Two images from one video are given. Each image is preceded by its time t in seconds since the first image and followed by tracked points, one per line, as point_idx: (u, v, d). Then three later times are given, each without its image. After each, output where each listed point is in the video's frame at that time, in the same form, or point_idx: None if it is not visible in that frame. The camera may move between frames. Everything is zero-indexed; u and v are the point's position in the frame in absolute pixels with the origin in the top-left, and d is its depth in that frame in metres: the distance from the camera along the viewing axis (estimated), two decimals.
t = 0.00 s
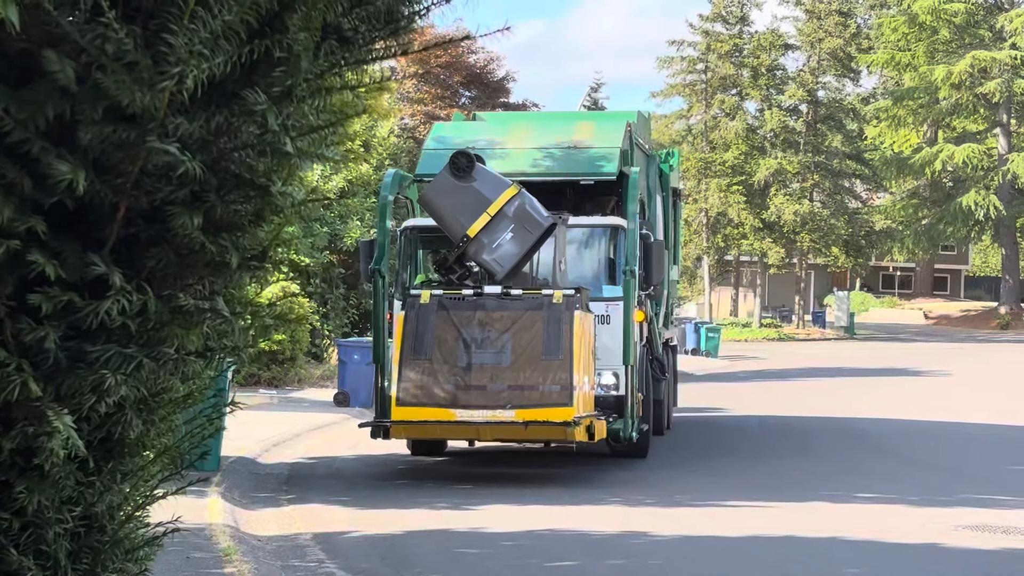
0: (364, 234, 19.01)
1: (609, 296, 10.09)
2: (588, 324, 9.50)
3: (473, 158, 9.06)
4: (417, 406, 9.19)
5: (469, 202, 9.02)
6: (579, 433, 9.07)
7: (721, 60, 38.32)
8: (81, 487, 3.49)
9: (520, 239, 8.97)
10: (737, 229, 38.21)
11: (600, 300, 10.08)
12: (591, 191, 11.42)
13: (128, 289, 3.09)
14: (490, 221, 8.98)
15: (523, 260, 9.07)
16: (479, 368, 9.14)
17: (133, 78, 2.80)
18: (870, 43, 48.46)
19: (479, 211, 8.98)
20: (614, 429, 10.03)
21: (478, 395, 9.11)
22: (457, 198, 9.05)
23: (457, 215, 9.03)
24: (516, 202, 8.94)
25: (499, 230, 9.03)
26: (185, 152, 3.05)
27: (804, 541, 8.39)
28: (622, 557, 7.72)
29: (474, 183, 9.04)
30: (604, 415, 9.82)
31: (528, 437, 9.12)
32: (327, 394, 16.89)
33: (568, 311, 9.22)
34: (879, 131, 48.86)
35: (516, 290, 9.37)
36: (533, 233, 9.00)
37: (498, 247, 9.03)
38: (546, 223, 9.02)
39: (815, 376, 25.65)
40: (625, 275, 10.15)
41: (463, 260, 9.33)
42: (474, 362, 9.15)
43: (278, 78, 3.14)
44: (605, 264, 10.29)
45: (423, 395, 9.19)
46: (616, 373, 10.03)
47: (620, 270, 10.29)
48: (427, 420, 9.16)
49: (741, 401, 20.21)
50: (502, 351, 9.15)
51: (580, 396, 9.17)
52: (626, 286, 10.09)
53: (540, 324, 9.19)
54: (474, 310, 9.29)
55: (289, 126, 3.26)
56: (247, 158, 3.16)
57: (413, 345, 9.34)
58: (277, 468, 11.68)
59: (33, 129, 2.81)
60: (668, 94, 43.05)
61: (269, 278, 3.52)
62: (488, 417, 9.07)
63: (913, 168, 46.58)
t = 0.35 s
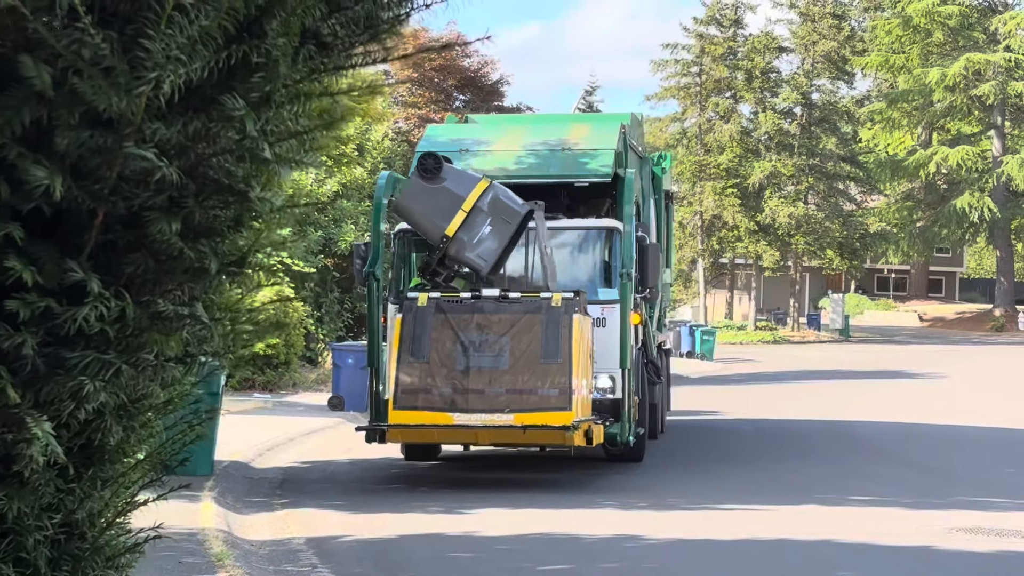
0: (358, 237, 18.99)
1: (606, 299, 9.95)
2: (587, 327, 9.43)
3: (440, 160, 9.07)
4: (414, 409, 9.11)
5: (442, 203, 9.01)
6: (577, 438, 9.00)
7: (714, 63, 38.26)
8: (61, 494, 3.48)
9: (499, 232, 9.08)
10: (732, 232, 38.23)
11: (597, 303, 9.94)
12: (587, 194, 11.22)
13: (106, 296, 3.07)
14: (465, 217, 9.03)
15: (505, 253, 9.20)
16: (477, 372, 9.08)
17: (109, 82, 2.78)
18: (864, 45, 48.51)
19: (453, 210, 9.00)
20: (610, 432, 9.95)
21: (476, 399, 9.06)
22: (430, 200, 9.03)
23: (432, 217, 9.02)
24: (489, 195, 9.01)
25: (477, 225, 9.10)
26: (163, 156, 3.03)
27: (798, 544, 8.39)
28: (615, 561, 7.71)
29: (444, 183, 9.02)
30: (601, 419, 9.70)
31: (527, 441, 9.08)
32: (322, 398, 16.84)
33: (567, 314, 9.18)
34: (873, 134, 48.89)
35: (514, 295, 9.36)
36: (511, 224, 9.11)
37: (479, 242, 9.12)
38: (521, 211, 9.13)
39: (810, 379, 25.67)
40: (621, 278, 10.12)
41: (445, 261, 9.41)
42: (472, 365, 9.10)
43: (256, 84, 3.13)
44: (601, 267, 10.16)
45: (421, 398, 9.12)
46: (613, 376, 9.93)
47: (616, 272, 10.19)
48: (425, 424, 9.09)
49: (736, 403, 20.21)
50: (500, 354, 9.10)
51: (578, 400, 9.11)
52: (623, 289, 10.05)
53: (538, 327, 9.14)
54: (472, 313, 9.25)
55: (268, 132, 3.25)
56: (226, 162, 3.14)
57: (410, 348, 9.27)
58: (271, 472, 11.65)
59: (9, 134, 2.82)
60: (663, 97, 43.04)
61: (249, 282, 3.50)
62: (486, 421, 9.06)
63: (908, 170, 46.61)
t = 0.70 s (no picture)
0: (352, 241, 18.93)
1: (598, 302, 9.69)
2: (571, 328, 9.23)
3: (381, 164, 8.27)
4: (397, 416, 8.89)
5: (398, 207, 8.39)
6: (563, 440, 8.79)
7: (708, 67, 38.13)
8: (35, 502, 3.47)
9: (459, 224, 8.53)
10: (726, 236, 38.22)
11: (589, 305, 9.70)
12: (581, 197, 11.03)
13: (78, 302, 3.07)
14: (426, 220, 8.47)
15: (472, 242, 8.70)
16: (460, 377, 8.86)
17: (78, 89, 2.78)
18: (857, 48, 48.53)
19: (412, 214, 8.43)
20: (603, 436, 9.72)
21: (460, 404, 8.84)
22: (383, 209, 8.36)
23: (392, 226, 8.38)
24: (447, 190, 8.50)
25: (436, 224, 8.54)
26: (134, 164, 3.04)
27: (791, 547, 8.39)
28: (607, 564, 7.69)
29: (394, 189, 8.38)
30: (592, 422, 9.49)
31: (512, 445, 8.87)
32: (316, 403, 16.80)
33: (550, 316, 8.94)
34: (867, 136, 48.88)
35: (496, 297, 9.12)
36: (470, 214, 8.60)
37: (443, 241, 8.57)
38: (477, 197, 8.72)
39: (804, 381, 25.69)
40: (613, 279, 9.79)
41: (418, 264, 8.89)
42: (455, 370, 8.87)
43: (228, 90, 3.15)
44: (593, 268, 9.93)
45: (403, 405, 8.90)
46: (606, 379, 9.66)
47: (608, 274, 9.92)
48: (408, 431, 8.85)
49: (731, 406, 20.21)
50: (484, 358, 8.87)
51: (564, 403, 8.91)
52: (615, 290, 9.73)
53: (521, 329, 8.91)
54: (453, 318, 9.00)
55: (240, 139, 3.26)
56: (198, 168, 3.13)
57: (391, 354, 9.01)
58: (264, 477, 11.60)
59: None
60: (657, 101, 43.00)
61: (222, 289, 3.50)
62: (470, 426, 8.81)
63: (902, 173, 46.61)
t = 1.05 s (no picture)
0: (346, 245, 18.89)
1: (596, 305, 9.53)
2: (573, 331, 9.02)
3: (441, 161, 9.05)
4: (397, 420, 8.68)
5: (439, 205, 8.99)
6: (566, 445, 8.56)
7: (703, 69, 38.15)
8: (12, 508, 3.45)
9: (494, 240, 8.92)
10: (721, 238, 38.22)
11: (587, 308, 9.54)
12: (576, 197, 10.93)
13: (53, 307, 3.06)
14: (462, 226, 8.94)
15: (502, 261, 9.03)
16: (461, 380, 8.66)
17: (50, 93, 2.77)
18: (852, 50, 48.65)
19: (450, 216, 8.95)
20: (601, 441, 9.45)
21: (461, 408, 8.63)
22: (426, 204, 9.02)
23: (429, 221, 9.00)
24: (489, 204, 8.92)
25: (474, 233, 8.98)
26: (108, 167, 3.03)
27: (784, 549, 8.38)
28: (600, 568, 7.68)
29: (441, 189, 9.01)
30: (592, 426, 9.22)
31: (515, 450, 8.64)
32: (311, 407, 16.77)
33: (552, 319, 8.75)
34: (861, 139, 48.94)
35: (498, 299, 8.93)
36: (509, 234, 8.95)
37: (474, 250, 8.98)
38: (521, 222, 9.01)
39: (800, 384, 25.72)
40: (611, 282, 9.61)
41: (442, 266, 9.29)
42: (457, 373, 8.68)
43: (202, 95, 3.15)
44: (591, 272, 9.76)
45: (404, 409, 8.68)
46: (604, 383, 9.44)
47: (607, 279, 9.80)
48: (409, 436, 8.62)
49: (726, 409, 20.21)
50: (486, 362, 8.68)
51: (566, 407, 8.70)
52: (614, 293, 9.56)
53: (523, 332, 8.73)
54: (455, 320, 8.82)
55: (215, 143, 3.25)
56: (173, 173, 3.13)
57: (392, 357, 8.81)
58: (258, 481, 11.58)
59: None
60: (651, 104, 43.04)
61: (199, 292, 3.49)
62: (471, 431, 8.58)
63: (896, 175, 46.60)
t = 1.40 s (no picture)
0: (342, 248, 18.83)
1: (596, 310, 9.48)
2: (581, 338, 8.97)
3: (457, 166, 9.04)
4: (402, 427, 8.56)
5: (454, 210, 8.98)
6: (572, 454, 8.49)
7: (698, 71, 38.12)
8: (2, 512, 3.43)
9: (507, 249, 8.94)
10: (716, 240, 38.15)
11: (587, 313, 9.43)
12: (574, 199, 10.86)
13: (42, 310, 3.05)
14: (475, 233, 8.96)
15: (512, 269, 9.02)
16: (467, 388, 8.61)
17: (39, 96, 2.77)
18: (846, 52, 48.66)
19: (464, 222, 8.96)
20: (601, 447, 9.42)
21: (467, 415, 8.55)
22: (442, 208, 9.00)
23: (443, 226, 9.00)
24: (503, 213, 8.93)
25: (486, 240, 9.01)
26: (97, 170, 3.02)
27: (782, 551, 8.38)
28: (597, 570, 7.68)
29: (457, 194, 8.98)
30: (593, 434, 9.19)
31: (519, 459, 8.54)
32: (306, 410, 16.73)
33: (559, 327, 8.74)
34: (856, 140, 48.90)
35: (504, 306, 8.92)
36: (521, 244, 8.96)
37: (485, 258, 8.99)
38: (534, 231, 9.00)
39: (795, 385, 25.75)
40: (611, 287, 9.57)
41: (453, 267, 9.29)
42: (462, 380, 8.62)
43: (191, 97, 3.14)
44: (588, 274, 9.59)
45: (409, 415, 8.59)
46: (604, 389, 9.40)
47: (606, 282, 9.62)
48: (414, 442, 8.53)
49: (722, 411, 20.22)
50: (492, 369, 8.62)
51: (573, 415, 8.62)
52: (614, 298, 9.52)
53: (530, 341, 8.70)
54: (461, 327, 8.78)
55: (204, 145, 3.24)
56: (163, 175, 3.12)
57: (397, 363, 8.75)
58: (253, 484, 11.55)
59: None
60: (646, 106, 43.00)
61: (188, 295, 3.47)
62: (476, 438, 8.49)
63: (892, 176, 46.39)
